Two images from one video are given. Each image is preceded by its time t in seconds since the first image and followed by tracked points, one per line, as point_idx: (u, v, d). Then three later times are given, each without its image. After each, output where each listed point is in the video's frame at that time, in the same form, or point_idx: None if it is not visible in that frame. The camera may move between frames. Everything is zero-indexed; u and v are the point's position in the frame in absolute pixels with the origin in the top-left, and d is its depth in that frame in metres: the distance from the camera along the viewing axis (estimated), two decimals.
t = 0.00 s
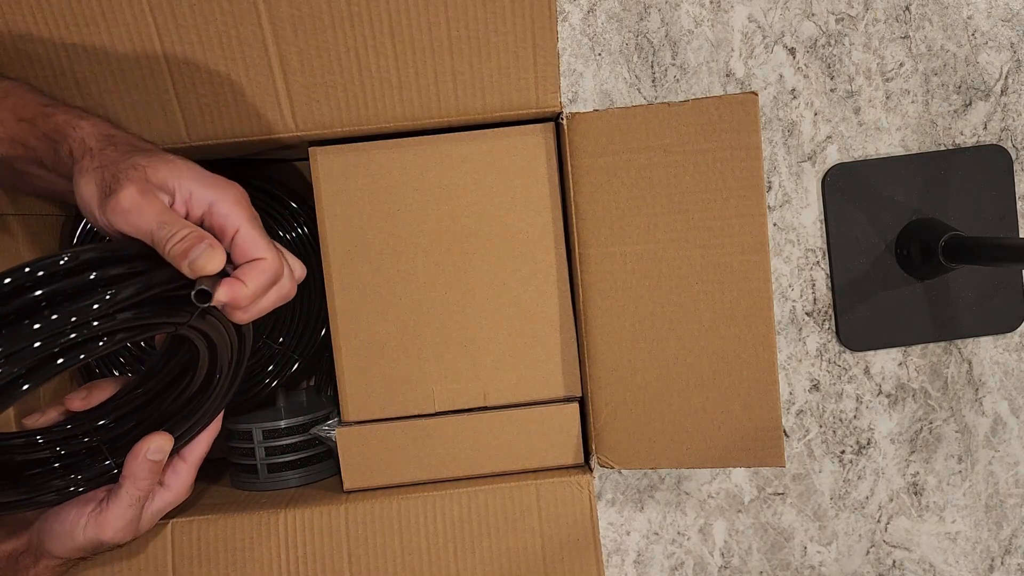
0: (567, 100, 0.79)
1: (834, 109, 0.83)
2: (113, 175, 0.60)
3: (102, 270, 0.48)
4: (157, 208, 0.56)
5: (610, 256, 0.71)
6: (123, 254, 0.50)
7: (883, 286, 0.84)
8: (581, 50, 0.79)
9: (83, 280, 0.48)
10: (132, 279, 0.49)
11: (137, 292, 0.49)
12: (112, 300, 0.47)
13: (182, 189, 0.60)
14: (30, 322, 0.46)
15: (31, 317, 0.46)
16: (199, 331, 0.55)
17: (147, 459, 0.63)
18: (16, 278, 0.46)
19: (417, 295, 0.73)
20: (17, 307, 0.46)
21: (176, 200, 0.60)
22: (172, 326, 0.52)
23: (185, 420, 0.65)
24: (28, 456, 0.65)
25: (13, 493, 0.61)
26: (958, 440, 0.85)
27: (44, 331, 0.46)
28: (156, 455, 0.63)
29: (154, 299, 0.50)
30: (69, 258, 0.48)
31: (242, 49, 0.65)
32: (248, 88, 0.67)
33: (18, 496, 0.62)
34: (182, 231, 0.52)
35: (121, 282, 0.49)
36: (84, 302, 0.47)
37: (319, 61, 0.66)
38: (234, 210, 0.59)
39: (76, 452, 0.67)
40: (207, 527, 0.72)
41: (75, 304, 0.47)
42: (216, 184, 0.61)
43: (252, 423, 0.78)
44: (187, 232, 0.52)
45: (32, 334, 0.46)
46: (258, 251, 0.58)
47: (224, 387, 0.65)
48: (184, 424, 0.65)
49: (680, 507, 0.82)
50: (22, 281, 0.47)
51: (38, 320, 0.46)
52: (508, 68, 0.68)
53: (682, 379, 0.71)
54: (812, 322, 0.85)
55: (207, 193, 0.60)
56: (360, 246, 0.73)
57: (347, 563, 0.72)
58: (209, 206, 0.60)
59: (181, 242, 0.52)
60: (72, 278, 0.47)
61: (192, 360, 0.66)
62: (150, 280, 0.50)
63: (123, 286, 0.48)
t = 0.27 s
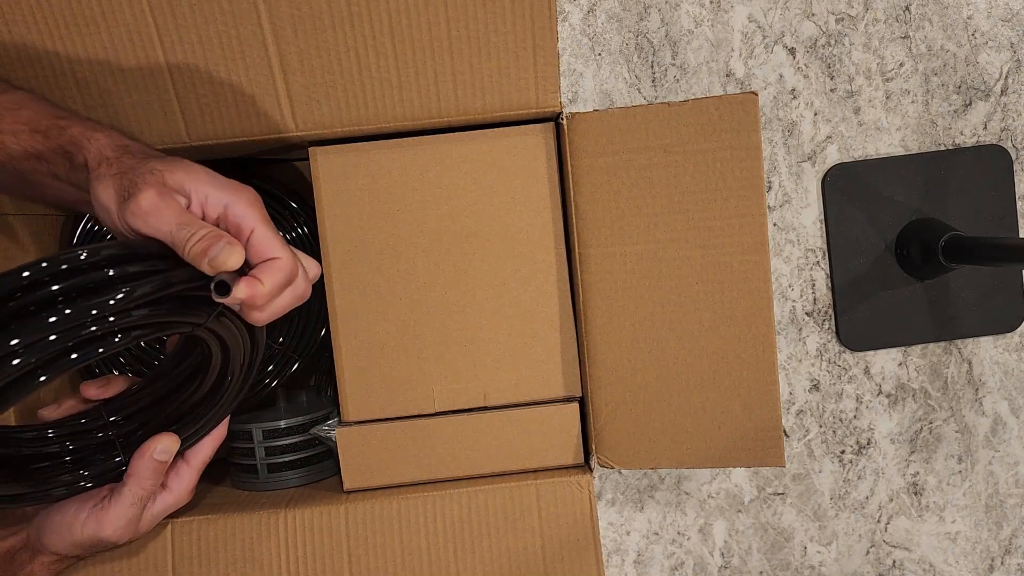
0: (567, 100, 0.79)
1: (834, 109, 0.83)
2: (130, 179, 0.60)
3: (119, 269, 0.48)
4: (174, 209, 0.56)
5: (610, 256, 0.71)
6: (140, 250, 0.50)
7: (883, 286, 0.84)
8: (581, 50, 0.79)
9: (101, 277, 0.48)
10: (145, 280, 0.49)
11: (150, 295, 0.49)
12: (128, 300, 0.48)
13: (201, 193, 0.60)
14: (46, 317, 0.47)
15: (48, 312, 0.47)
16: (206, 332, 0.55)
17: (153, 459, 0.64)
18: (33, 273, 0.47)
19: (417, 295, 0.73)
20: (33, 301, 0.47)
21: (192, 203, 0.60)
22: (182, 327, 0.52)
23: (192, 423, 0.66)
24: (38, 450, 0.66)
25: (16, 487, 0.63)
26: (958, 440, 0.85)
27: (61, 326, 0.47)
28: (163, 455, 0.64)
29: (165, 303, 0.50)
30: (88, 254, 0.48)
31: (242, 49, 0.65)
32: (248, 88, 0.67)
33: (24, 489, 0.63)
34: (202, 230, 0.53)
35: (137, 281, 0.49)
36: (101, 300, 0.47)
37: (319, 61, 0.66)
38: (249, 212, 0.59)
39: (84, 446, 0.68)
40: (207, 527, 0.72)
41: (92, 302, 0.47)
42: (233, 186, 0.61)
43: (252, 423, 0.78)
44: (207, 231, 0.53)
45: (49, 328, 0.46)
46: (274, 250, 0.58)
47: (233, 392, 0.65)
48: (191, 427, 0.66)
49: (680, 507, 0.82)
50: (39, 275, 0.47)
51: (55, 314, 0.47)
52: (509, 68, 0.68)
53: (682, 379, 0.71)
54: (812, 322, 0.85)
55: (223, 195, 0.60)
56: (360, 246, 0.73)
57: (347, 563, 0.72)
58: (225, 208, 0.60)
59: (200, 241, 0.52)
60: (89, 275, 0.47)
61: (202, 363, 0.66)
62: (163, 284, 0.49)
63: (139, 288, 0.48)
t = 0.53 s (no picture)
0: (568, 100, 0.79)
1: (834, 109, 0.83)
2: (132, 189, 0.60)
3: (123, 280, 0.48)
4: (174, 222, 0.56)
5: (611, 256, 0.71)
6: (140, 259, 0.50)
7: (883, 286, 0.84)
8: (581, 50, 0.79)
9: (104, 290, 0.48)
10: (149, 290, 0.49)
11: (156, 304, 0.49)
12: (134, 311, 0.48)
13: (200, 200, 0.60)
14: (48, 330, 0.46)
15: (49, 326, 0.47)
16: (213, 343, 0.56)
17: (155, 461, 0.65)
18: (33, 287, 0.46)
19: (417, 295, 0.73)
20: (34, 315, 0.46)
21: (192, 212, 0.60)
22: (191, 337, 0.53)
23: (194, 428, 0.67)
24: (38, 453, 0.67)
25: (17, 489, 0.63)
26: (958, 440, 0.85)
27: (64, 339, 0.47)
28: (165, 458, 0.65)
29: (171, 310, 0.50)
30: (88, 268, 0.47)
31: (242, 49, 0.65)
32: (248, 88, 0.67)
33: (26, 491, 0.63)
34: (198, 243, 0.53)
35: (139, 293, 0.49)
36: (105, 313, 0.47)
37: (319, 61, 0.66)
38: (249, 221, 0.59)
39: (85, 447, 0.69)
40: (207, 527, 0.72)
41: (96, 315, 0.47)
42: (232, 194, 0.60)
43: (252, 422, 0.78)
44: (203, 245, 0.52)
45: (51, 342, 0.46)
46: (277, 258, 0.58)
47: (234, 397, 0.66)
48: (193, 431, 0.67)
49: (680, 507, 0.82)
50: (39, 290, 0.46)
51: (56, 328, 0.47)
52: (509, 68, 0.68)
53: (682, 379, 0.71)
54: (812, 322, 0.85)
55: (223, 203, 0.60)
56: (360, 246, 0.73)
57: (347, 563, 0.72)
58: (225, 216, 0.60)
59: (196, 254, 0.52)
60: (91, 287, 0.47)
61: (206, 368, 0.67)
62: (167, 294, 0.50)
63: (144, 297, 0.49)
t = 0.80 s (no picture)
0: (567, 100, 0.79)
1: (834, 109, 0.83)
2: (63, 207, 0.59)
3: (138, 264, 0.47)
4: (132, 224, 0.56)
5: (611, 256, 0.71)
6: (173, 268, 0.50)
7: (883, 286, 0.84)
8: (581, 50, 0.79)
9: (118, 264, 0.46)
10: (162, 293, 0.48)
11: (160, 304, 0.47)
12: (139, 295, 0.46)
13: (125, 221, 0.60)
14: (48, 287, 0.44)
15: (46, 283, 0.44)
16: (205, 372, 0.53)
17: (144, 475, 0.64)
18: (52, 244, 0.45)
19: (417, 295, 0.73)
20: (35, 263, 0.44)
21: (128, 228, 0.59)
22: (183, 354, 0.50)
23: (189, 444, 0.65)
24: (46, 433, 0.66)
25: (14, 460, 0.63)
26: (958, 440, 0.85)
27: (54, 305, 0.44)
28: (154, 472, 0.64)
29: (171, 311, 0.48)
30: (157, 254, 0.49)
31: (241, 49, 0.65)
32: (248, 89, 0.67)
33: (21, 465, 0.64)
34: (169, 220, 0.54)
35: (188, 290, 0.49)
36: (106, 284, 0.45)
37: (319, 61, 0.66)
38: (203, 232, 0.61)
39: (94, 437, 0.68)
40: (207, 527, 0.72)
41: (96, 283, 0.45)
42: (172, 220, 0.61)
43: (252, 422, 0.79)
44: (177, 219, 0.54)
45: (95, 286, 0.45)
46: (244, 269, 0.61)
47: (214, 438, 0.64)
48: (188, 447, 0.65)
49: (680, 507, 0.82)
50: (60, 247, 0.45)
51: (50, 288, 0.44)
52: (509, 68, 0.68)
53: (682, 379, 0.71)
54: (812, 322, 0.85)
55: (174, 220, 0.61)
56: (360, 246, 0.73)
57: (347, 563, 0.72)
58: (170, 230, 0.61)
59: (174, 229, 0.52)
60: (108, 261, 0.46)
61: (200, 396, 0.66)
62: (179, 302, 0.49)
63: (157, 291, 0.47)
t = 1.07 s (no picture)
0: (567, 100, 0.79)
1: (834, 109, 0.83)
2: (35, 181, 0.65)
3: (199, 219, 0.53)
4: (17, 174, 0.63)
5: (611, 256, 0.71)
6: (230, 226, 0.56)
7: (883, 286, 0.84)
8: (581, 50, 0.79)
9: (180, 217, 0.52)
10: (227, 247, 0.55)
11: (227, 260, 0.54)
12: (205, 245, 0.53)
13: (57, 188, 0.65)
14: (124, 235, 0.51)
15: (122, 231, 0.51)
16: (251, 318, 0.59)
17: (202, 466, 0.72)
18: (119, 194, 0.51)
19: (417, 295, 0.73)
20: (109, 216, 0.51)
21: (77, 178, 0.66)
22: (240, 304, 0.57)
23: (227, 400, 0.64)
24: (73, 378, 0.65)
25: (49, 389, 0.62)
26: (958, 440, 0.85)
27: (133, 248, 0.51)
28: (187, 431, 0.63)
29: (234, 262, 0.55)
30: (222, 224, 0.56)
31: (241, 49, 0.65)
32: (248, 88, 0.67)
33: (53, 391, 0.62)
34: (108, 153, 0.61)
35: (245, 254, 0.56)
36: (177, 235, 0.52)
37: (318, 61, 0.66)
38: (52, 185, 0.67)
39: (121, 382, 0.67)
40: (207, 527, 0.72)
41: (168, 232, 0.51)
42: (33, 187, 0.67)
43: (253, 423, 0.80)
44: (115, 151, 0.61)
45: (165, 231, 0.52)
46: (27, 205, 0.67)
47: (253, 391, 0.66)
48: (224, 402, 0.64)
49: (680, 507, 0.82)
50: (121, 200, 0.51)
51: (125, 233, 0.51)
52: (509, 68, 0.68)
53: (683, 378, 0.71)
54: (812, 322, 0.85)
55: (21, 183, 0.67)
56: (360, 247, 0.73)
57: (347, 563, 0.72)
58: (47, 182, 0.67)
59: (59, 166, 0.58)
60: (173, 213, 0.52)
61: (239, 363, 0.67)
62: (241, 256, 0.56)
63: (215, 246, 0.54)
